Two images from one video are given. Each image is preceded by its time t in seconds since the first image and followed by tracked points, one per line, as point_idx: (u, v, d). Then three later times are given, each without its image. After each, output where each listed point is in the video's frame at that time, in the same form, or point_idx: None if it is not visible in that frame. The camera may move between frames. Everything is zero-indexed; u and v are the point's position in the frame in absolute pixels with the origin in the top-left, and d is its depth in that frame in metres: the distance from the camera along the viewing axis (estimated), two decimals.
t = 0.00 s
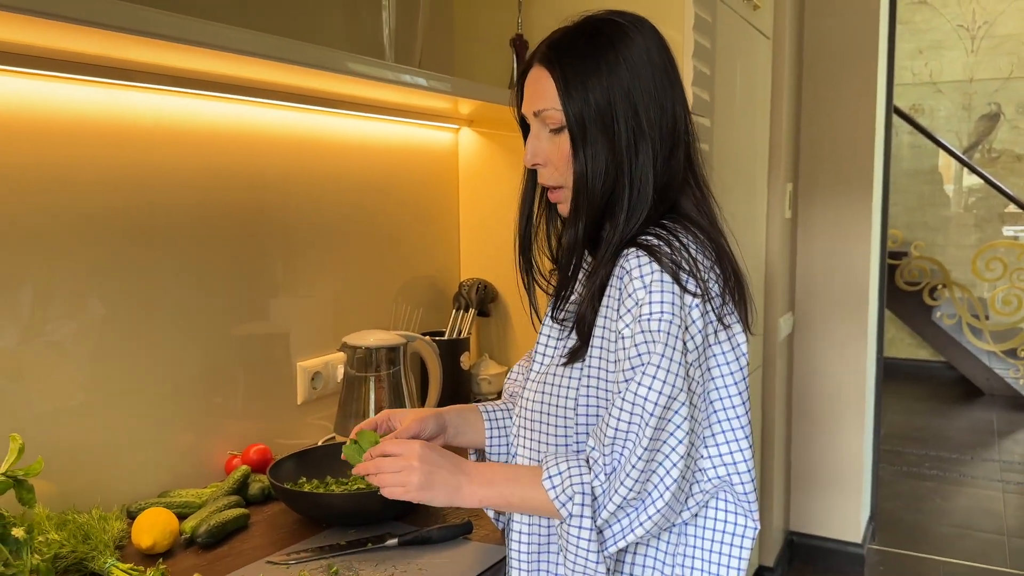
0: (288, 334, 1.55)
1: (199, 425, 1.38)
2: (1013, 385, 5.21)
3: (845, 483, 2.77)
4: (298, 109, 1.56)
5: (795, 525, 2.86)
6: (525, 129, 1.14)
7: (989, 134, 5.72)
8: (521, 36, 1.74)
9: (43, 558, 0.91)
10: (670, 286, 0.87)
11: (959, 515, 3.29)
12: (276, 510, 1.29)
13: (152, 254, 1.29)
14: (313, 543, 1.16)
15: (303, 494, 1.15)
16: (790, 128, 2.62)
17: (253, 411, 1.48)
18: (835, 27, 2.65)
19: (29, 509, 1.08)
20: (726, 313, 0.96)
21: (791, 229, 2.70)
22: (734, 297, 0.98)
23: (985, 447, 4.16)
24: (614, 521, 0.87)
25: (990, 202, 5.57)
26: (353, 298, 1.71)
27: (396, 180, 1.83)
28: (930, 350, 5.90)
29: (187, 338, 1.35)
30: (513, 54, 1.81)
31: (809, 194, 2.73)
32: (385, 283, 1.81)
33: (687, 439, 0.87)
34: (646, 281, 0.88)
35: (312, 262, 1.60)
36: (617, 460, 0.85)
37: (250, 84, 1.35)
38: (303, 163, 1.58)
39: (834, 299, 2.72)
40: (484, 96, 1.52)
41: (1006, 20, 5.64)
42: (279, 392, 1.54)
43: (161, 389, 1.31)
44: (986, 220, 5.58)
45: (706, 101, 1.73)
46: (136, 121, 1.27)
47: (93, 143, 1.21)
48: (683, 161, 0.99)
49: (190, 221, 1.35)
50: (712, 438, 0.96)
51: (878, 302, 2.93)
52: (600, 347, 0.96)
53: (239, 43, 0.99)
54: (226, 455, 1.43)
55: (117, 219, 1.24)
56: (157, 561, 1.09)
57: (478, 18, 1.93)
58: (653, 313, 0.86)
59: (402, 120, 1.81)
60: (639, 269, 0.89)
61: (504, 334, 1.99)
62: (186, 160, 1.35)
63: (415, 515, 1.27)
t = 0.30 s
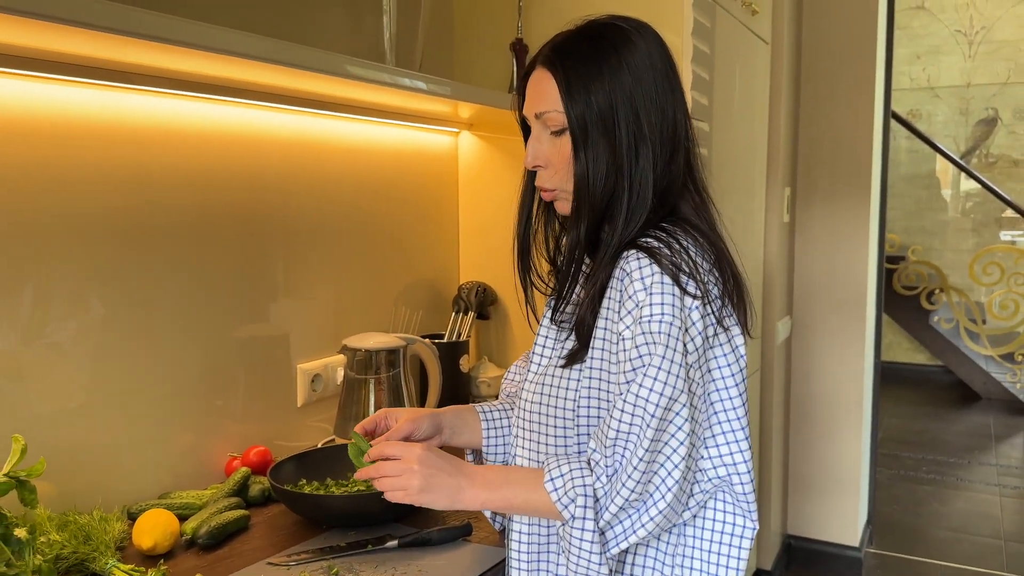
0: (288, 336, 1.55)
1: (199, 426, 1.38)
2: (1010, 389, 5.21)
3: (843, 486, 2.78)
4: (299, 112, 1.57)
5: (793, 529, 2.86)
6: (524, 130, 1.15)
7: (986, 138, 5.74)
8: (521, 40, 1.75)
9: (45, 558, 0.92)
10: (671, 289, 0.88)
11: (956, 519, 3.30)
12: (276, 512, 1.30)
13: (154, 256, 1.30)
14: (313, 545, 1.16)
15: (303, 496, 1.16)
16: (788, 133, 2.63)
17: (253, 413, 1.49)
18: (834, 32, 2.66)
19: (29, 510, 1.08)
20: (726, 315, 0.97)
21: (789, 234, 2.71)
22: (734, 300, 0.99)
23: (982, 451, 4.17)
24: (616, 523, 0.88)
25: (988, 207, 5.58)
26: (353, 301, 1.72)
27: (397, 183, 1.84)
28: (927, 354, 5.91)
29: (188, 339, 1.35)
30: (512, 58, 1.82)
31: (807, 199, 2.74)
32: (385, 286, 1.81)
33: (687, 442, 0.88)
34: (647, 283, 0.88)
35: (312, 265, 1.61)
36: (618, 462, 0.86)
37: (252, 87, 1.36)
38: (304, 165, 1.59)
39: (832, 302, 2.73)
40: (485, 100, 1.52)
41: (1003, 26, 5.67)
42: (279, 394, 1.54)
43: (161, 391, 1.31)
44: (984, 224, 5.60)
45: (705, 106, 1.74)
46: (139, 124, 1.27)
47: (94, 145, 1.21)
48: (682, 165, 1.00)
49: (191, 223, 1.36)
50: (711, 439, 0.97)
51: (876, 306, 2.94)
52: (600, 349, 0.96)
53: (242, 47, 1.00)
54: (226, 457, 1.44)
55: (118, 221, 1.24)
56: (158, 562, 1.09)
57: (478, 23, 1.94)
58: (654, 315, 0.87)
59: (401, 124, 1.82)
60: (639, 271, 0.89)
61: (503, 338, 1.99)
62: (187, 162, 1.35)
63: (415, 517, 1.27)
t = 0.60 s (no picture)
0: (289, 337, 1.56)
1: (200, 427, 1.38)
2: (1009, 393, 5.23)
3: (843, 489, 2.78)
4: (300, 113, 1.57)
5: (793, 532, 2.86)
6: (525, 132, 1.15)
7: (986, 142, 5.75)
8: (523, 43, 1.76)
9: (47, 558, 0.92)
10: (672, 291, 0.88)
11: (956, 522, 3.30)
12: (278, 513, 1.30)
13: (155, 257, 1.30)
14: (315, 546, 1.16)
15: (305, 497, 1.16)
16: (789, 136, 2.64)
17: (254, 414, 1.49)
18: (835, 35, 2.66)
19: (31, 509, 1.08)
20: (726, 318, 0.97)
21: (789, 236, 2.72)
22: (734, 302, 0.99)
23: (981, 455, 4.17)
24: (618, 525, 0.88)
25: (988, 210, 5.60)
26: (354, 302, 1.72)
27: (398, 184, 1.84)
28: (927, 357, 5.91)
29: (189, 340, 1.35)
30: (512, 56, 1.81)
31: (807, 201, 2.74)
32: (386, 287, 1.81)
33: (689, 445, 0.88)
34: (648, 285, 0.88)
35: (313, 266, 1.61)
36: (621, 464, 0.86)
37: (254, 88, 1.36)
38: (305, 166, 1.59)
39: (832, 305, 2.73)
40: (487, 102, 1.53)
41: (1003, 30, 5.67)
42: (280, 395, 1.54)
43: (162, 391, 1.32)
44: (983, 228, 5.60)
45: (706, 108, 1.74)
46: (142, 125, 1.28)
47: (97, 145, 1.21)
48: (682, 168, 1.00)
49: (193, 224, 1.36)
50: (713, 440, 0.97)
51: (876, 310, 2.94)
52: (601, 352, 0.96)
53: (244, 48, 1.00)
54: (227, 457, 1.44)
55: (120, 221, 1.25)
56: (159, 563, 1.09)
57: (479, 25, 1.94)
58: (655, 317, 0.87)
59: (399, 125, 1.81)
60: (640, 274, 0.89)
61: (504, 340, 1.99)
62: (189, 163, 1.35)
63: (416, 518, 1.27)
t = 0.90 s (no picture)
0: (288, 337, 1.55)
1: (199, 427, 1.38)
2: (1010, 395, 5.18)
3: (841, 492, 2.78)
4: (299, 113, 1.57)
5: (792, 534, 2.86)
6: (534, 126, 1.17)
7: (986, 145, 5.75)
8: (524, 43, 1.76)
9: (46, 559, 0.92)
10: (664, 293, 0.88)
11: (955, 525, 3.30)
12: (277, 513, 1.30)
13: (156, 256, 1.30)
14: (314, 546, 1.16)
15: (304, 498, 1.16)
16: (789, 138, 2.64)
17: (253, 414, 1.48)
18: (835, 36, 2.66)
19: (30, 509, 1.08)
20: (719, 317, 0.97)
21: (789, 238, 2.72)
22: (728, 302, 0.99)
23: (980, 457, 4.17)
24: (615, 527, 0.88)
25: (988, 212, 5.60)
26: (354, 302, 1.72)
27: (398, 184, 1.84)
28: (926, 359, 5.91)
29: (189, 339, 1.35)
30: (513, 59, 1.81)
31: (808, 203, 2.74)
32: (386, 288, 1.81)
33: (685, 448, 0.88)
34: (640, 288, 0.88)
35: (313, 266, 1.61)
36: (617, 467, 0.86)
37: (253, 88, 1.36)
38: (305, 166, 1.59)
39: (832, 307, 2.73)
40: (487, 102, 1.53)
41: (1004, 32, 5.67)
42: (279, 395, 1.54)
43: (162, 392, 1.31)
44: (983, 230, 5.60)
45: (706, 110, 1.74)
46: (142, 125, 1.28)
47: (97, 145, 1.21)
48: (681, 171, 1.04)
49: (193, 224, 1.36)
50: (708, 441, 0.97)
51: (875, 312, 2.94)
52: (595, 353, 0.96)
53: (246, 47, 1.00)
54: (226, 457, 1.43)
55: (120, 221, 1.25)
56: (158, 563, 1.09)
57: (480, 26, 1.94)
58: (647, 320, 0.86)
59: (402, 125, 1.81)
60: (632, 276, 0.89)
61: (504, 341, 1.99)
62: (189, 163, 1.35)
63: (415, 519, 1.27)
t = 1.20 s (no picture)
0: (289, 336, 1.55)
1: (199, 425, 1.38)
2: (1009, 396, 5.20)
3: (841, 492, 2.77)
4: (300, 111, 1.57)
5: (791, 534, 2.86)
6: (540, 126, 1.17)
7: (987, 145, 5.75)
8: (524, 42, 1.76)
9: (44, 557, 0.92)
10: (660, 289, 0.87)
11: (955, 525, 3.30)
12: (276, 512, 1.29)
13: (156, 254, 1.29)
14: (313, 545, 1.16)
15: (303, 496, 1.15)
16: (790, 138, 2.63)
17: (253, 413, 1.48)
18: (836, 36, 2.66)
19: (28, 507, 1.07)
20: (715, 315, 0.97)
21: (790, 238, 2.71)
22: (723, 300, 0.99)
23: (981, 458, 4.16)
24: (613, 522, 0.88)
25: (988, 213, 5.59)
26: (354, 301, 1.72)
27: (398, 183, 1.83)
28: (926, 359, 5.90)
29: (189, 338, 1.35)
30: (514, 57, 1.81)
31: (809, 203, 2.74)
32: (386, 286, 1.81)
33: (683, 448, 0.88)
34: (635, 284, 0.88)
35: (314, 265, 1.61)
36: (614, 463, 0.85)
37: (253, 86, 1.36)
38: (306, 164, 1.58)
39: (833, 307, 2.73)
40: (488, 100, 1.52)
41: (1005, 32, 5.66)
42: (279, 393, 1.54)
43: (162, 390, 1.31)
44: (984, 230, 5.59)
45: (707, 109, 1.74)
46: (143, 123, 1.27)
47: (98, 143, 1.21)
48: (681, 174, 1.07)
49: (193, 222, 1.36)
50: (704, 439, 0.97)
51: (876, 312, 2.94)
52: (593, 348, 0.96)
53: (247, 45, 1.00)
54: (226, 456, 1.43)
55: (121, 219, 1.24)
56: (157, 561, 1.09)
57: (481, 24, 1.94)
58: (644, 316, 0.86)
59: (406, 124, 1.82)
60: (627, 272, 0.89)
61: (504, 340, 1.99)
62: (189, 161, 1.35)
63: (416, 518, 1.27)
